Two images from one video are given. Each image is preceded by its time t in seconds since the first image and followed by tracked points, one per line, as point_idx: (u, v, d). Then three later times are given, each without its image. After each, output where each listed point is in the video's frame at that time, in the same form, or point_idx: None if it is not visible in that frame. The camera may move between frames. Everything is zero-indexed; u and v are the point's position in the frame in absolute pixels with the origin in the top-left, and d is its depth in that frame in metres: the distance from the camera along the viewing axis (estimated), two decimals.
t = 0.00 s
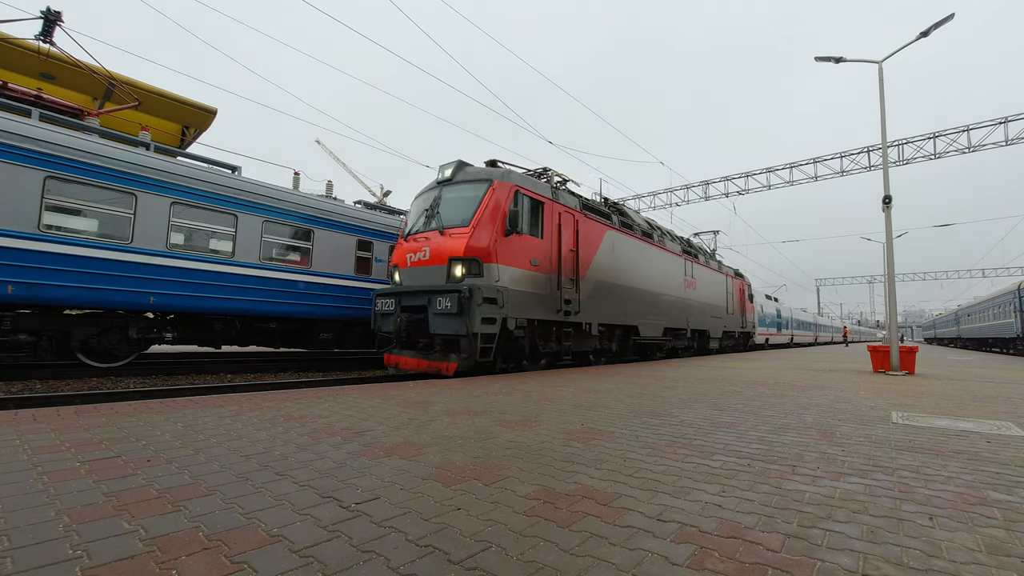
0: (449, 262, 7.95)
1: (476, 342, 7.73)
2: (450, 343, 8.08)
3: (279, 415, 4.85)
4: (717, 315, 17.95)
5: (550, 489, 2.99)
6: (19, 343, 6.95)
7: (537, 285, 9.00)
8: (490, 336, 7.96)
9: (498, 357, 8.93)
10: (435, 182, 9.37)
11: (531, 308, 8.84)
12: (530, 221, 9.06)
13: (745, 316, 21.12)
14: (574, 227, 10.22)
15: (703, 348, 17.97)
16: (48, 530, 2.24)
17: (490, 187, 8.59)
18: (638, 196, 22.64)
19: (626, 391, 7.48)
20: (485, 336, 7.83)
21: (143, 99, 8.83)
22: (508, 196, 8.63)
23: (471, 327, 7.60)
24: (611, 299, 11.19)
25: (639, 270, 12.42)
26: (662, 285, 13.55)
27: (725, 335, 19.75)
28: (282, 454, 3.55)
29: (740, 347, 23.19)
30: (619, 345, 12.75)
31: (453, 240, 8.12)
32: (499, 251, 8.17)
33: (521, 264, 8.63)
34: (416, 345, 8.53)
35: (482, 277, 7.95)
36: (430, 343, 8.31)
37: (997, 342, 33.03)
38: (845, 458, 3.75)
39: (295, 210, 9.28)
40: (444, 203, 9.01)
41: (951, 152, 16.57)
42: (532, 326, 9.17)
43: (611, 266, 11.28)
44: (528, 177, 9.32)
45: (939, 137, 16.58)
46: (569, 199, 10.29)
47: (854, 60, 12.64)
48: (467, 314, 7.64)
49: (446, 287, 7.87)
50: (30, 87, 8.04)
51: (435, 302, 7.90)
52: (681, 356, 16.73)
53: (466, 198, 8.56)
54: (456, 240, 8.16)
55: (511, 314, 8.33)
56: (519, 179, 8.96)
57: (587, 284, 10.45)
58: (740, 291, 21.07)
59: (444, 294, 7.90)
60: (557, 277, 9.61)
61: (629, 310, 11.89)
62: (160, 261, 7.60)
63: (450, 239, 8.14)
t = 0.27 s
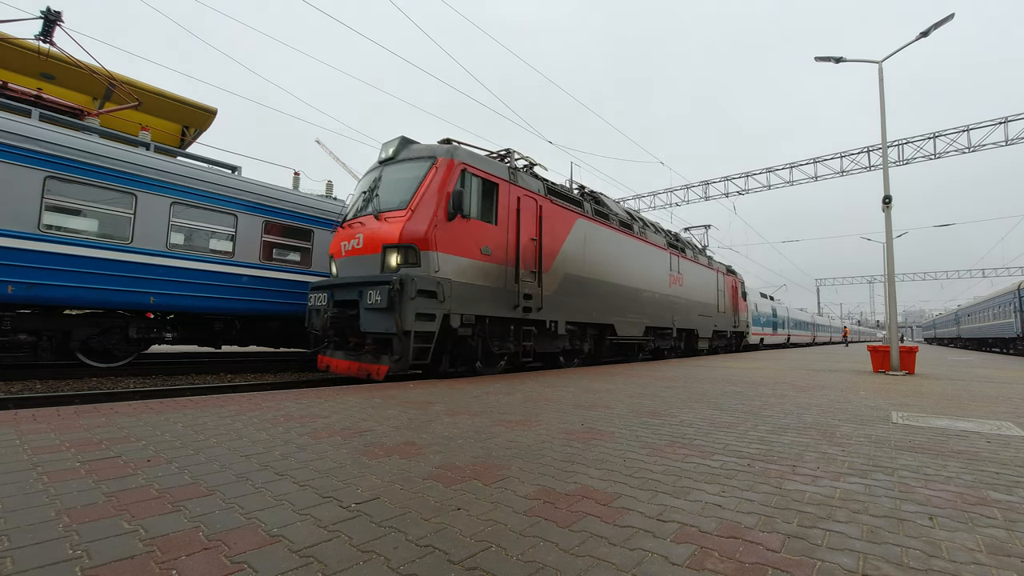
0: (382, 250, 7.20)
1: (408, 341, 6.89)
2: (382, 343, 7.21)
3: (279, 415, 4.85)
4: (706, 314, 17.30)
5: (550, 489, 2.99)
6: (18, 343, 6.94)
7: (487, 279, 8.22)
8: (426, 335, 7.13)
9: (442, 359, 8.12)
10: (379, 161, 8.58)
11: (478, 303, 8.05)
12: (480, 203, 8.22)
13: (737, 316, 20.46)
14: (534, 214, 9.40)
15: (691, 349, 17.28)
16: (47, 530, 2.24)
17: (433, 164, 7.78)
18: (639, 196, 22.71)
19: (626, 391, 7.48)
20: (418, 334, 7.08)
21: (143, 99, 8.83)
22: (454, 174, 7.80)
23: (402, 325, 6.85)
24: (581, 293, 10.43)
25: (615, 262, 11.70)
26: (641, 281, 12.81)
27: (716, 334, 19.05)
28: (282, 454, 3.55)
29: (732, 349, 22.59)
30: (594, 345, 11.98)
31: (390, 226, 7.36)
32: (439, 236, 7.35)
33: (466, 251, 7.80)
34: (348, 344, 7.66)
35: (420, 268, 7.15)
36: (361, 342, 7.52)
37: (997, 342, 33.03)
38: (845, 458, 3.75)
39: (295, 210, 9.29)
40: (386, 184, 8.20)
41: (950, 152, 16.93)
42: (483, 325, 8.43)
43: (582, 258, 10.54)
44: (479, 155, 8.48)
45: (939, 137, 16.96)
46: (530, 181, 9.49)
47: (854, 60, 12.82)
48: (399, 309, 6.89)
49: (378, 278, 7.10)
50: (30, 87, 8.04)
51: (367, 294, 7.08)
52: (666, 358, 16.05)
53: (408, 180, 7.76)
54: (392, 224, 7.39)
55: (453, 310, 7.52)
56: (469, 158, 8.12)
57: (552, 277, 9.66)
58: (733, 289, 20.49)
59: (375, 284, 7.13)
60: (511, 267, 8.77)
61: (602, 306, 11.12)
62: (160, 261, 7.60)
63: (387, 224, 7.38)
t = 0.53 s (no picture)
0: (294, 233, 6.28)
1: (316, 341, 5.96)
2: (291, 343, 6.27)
3: (278, 415, 4.85)
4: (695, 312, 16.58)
5: (550, 490, 2.98)
6: (18, 344, 6.94)
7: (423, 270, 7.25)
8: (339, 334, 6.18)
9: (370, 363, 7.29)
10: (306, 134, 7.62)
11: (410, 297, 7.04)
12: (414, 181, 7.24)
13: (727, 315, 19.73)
14: (486, 197, 8.43)
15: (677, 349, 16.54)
16: (47, 530, 2.24)
17: (357, 135, 6.83)
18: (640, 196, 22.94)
19: (626, 391, 7.48)
20: (329, 332, 6.13)
21: (144, 100, 8.84)
22: (382, 147, 6.85)
23: (305, 321, 5.90)
24: (545, 287, 9.59)
25: (588, 255, 10.93)
26: (618, 275, 12.04)
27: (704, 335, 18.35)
28: (282, 454, 3.55)
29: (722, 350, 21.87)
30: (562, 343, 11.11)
31: (304, 206, 6.41)
32: (358, 217, 6.42)
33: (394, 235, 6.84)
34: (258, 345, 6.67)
35: (335, 255, 6.22)
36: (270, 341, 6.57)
37: (997, 342, 33.05)
38: (845, 458, 3.76)
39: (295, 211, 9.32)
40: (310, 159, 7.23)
41: (950, 152, 17.61)
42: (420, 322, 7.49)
43: (548, 248, 9.73)
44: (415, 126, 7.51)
45: (939, 137, 17.66)
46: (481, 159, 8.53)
47: (854, 60, 13.40)
48: (303, 301, 5.96)
49: (285, 265, 6.17)
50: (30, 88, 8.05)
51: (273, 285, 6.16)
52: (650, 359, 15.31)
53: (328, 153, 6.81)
54: (307, 202, 6.44)
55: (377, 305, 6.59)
56: (404, 130, 7.18)
57: (510, 268, 8.78)
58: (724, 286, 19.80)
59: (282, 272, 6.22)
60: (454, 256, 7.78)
61: (571, 302, 10.30)
62: (161, 261, 7.60)
63: (302, 204, 6.44)
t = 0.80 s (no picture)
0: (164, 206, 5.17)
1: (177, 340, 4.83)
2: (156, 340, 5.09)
3: (278, 415, 4.84)
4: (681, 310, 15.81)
5: (550, 489, 2.99)
6: (19, 344, 6.94)
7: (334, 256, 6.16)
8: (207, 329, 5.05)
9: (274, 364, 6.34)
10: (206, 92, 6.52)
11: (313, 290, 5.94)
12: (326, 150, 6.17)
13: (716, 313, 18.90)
14: (423, 176, 7.39)
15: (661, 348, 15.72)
16: (47, 530, 2.24)
17: (251, 93, 5.75)
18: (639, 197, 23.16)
19: (625, 391, 7.47)
20: (199, 330, 5.01)
21: (143, 99, 8.83)
22: (282, 107, 5.78)
23: (163, 316, 4.74)
24: (503, 279, 8.71)
25: (555, 245, 10.13)
26: (592, 269, 11.27)
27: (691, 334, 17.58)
28: (281, 454, 3.54)
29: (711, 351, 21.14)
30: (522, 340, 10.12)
31: (180, 174, 5.33)
32: (243, 188, 5.32)
33: (293, 213, 5.75)
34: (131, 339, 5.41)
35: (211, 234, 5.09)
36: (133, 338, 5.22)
37: (998, 343, 33.00)
38: (845, 458, 3.76)
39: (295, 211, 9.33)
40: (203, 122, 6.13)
41: (950, 152, 17.64)
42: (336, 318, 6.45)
43: (504, 236, 8.85)
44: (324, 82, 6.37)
45: (939, 137, 17.69)
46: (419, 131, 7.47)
47: (855, 60, 13.56)
48: (161, 289, 4.79)
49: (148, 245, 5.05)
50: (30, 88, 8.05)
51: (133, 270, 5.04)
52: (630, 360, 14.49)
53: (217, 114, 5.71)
54: (184, 170, 5.37)
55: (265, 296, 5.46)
56: (313, 89, 6.10)
57: (456, 257, 7.84)
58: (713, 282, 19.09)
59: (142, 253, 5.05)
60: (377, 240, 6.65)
61: (531, 296, 9.37)
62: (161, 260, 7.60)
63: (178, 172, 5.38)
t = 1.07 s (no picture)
0: None
1: None
2: None
3: (278, 415, 4.83)
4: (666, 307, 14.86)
5: (550, 489, 2.99)
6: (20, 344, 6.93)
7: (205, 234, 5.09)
8: None
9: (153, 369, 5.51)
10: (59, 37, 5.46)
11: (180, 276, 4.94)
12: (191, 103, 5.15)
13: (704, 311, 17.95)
14: (338, 142, 6.31)
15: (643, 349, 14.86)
16: (47, 530, 2.23)
17: (86, 28, 4.73)
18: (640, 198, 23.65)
19: (625, 390, 7.47)
20: None
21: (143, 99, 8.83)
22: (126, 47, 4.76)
23: None
24: (445, 268, 7.71)
25: (516, 233, 9.22)
26: (558, 262, 10.29)
27: (677, 334, 16.78)
28: (281, 454, 3.53)
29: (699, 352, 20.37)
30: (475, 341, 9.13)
31: None
32: (55, 143, 4.25)
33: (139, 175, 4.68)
34: None
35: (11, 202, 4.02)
36: None
37: (998, 343, 33.00)
38: (845, 459, 3.76)
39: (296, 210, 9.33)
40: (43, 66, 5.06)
41: (950, 152, 17.92)
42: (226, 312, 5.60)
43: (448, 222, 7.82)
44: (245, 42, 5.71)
45: (939, 137, 17.99)
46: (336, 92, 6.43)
47: (855, 61, 13.72)
48: None
49: None
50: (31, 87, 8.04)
51: None
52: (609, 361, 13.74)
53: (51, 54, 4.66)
54: None
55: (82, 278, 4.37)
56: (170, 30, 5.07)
57: (381, 242, 6.77)
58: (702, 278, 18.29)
59: None
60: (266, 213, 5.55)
61: (481, 289, 8.35)
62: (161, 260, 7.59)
63: None
